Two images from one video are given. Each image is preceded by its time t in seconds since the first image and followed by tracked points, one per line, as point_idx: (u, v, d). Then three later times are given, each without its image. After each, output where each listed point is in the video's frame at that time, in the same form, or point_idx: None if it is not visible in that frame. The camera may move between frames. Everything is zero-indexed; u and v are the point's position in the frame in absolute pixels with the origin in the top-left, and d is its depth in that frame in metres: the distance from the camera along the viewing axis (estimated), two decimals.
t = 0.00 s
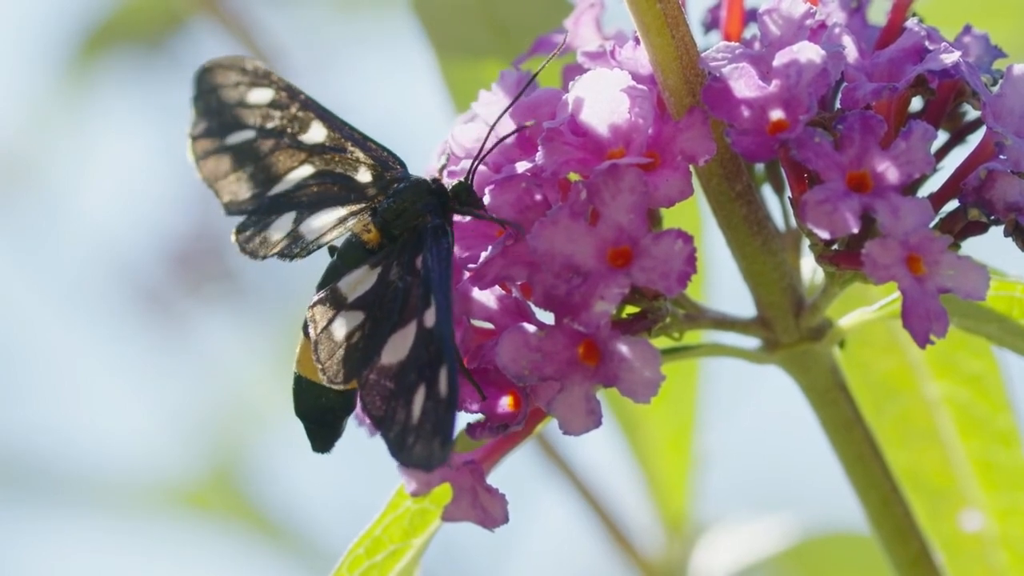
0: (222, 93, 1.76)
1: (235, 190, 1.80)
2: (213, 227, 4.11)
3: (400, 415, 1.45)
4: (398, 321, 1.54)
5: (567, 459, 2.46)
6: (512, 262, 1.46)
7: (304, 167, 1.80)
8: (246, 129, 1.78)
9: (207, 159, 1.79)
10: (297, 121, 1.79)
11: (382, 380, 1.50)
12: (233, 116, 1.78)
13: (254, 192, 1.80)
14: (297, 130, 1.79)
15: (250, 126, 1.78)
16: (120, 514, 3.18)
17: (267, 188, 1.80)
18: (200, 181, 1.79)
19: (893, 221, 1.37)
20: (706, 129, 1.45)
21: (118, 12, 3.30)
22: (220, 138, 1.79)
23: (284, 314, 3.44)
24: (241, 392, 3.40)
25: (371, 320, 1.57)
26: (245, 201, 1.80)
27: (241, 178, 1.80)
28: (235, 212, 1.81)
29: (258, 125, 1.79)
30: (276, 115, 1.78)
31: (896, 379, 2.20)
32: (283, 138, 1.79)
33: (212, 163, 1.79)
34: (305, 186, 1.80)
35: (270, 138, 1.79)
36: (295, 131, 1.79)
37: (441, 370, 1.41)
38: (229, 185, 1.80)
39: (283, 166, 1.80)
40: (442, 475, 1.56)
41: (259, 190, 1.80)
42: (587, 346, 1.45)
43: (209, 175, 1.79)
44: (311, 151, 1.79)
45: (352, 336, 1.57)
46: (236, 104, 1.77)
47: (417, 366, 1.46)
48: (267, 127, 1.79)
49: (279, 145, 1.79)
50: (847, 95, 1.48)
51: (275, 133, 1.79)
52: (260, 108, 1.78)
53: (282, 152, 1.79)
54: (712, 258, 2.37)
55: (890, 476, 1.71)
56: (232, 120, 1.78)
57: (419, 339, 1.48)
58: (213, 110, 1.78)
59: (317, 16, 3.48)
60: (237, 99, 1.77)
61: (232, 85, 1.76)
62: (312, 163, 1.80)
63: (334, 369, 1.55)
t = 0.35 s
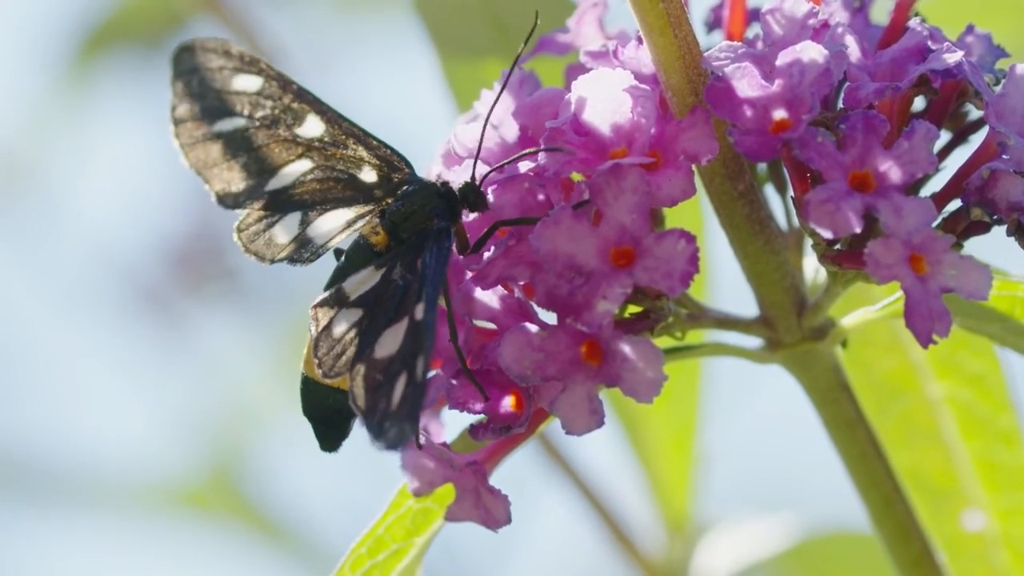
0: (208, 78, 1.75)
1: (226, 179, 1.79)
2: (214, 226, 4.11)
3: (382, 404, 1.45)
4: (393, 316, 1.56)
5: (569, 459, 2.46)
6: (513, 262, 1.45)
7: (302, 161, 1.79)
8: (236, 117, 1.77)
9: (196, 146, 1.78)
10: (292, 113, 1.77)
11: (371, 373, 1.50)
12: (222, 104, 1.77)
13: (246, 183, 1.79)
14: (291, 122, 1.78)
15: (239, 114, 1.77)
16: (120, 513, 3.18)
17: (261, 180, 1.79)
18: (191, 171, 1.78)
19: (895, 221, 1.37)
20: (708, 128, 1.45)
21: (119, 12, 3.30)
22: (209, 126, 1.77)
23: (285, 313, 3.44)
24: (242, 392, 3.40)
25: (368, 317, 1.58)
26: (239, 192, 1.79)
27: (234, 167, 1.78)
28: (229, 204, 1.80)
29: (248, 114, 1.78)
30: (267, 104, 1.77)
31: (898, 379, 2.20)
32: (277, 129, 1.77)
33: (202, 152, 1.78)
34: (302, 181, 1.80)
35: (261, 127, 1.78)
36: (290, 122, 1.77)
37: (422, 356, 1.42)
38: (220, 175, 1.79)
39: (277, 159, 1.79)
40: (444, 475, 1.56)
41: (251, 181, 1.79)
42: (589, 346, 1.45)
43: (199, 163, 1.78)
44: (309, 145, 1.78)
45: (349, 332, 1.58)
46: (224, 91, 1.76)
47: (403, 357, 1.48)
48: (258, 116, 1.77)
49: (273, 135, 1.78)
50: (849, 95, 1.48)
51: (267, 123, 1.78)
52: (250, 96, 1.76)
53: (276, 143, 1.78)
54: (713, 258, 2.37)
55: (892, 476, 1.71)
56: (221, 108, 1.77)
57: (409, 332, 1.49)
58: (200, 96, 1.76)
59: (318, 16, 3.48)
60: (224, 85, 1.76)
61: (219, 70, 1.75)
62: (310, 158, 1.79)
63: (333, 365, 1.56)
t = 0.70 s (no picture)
0: (193, 56, 1.78)
1: (215, 163, 1.80)
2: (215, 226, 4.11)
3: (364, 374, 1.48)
4: (390, 297, 1.52)
5: (570, 458, 2.46)
6: (515, 262, 1.45)
7: (298, 151, 1.80)
8: (224, 99, 1.79)
9: (183, 128, 1.80)
10: (286, 100, 1.78)
11: (363, 350, 1.47)
12: (210, 85, 1.79)
13: (237, 168, 1.81)
14: (285, 108, 1.79)
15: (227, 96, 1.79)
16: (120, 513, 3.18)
17: (253, 166, 1.80)
18: (179, 152, 1.80)
19: (898, 221, 1.37)
20: (710, 129, 1.45)
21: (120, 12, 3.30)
22: (196, 106, 1.79)
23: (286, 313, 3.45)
24: (243, 391, 3.41)
25: (366, 301, 1.55)
26: (230, 176, 1.81)
27: (222, 150, 1.80)
28: (221, 188, 1.82)
29: (237, 96, 1.79)
30: (257, 88, 1.78)
31: (900, 379, 2.20)
32: (270, 115, 1.79)
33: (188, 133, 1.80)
34: (300, 172, 1.81)
35: (252, 111, 1.79)
36: (283, 109, 1.79)
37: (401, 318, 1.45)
38: (209, 158, 1.80)
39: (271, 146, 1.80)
40: (446, 475, 1.56)
41: (243, 166, 1.80)
42: (591, 346, 1.45)
43: (186, 145, 1.80)
44: (306, 134, 1.79)
45: (346, 315, 1.56)
46: (210, 72, 1.78)
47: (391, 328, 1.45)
48: (248, 99, 1.79)
49: (267, 121, 1.79)
50: (851, 95, 1.48)
51: (259, 107, 1.79)
52: (239, 78, 1.78)
53: (270, 130, 1.79)
54: (715, 258, 2.37)
55: (894, 476, 1.71)
56: (208, 88, 1.79)
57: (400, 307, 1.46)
58: (185, 76, 1.78)
59: (319, 16, 3.48)
60: (211, 64, 1.78)
61: (204, 48, 1.78)
62: (307, 147, 1.80)
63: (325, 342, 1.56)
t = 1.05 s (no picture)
0: (174, 53, 1.77)
1: (203, 162, 1.81)
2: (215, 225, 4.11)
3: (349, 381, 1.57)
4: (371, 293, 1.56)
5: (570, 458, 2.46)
6: (516, 263, 1.45)
7: (288, 151, 1.80)
8: (208, 97, 1.79)
9: (168, 127, 1.80)
10: (273, 99, 1.79)
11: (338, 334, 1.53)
12: (194, 83, 1.78)
13: (225, 168, 1.81)
14: (272, 107, 1.79)
15: (212, 94, 1.79)
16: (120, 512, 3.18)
17: (242, 166, 1.81)
18: (165, 151, 1.80)
19: (898, 222, 1.37)
20: (710, 129, 1.45)
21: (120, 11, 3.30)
22: (179, 105, 1.79)
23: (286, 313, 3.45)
24: (243, 391, 3.41)
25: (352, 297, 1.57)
26: (219, 177, 1.81)
27: (210, 151, 1.80)
28: (209, 189, 1.82)
29: (221, 94, 1.79)
30: (242, 86, 1.78)
31: (900, 379, 2.20)
32: (257, 115, 1.79)
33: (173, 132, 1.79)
34: (290, 174, 1.82)
35: (237, 109, 1.79)
36: (272, 108, 1.79)
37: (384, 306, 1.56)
38: (195, 158, 1.81)
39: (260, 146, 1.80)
40: (446, 475, 1.56)
41: (231, 166, 1.81)
42: (591, 347, 1.45)
43: (172, 144, 1.80)
44: (295, 135, 1.80)
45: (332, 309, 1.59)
46: (193, 69, 1.77)
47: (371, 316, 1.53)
48: (233, 98, 1.79)
49: (254, 121, 1.79)
50: (851, 95, 1.47)
51: (245, 106, 1.79)
52: (223, 76, 1.78)
53: (258, 130, 1.79)
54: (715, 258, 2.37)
55: (894, 476, 1.71)
56: (191, 86, 1.78)
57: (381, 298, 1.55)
58: (166, 73, 1.78)
59: (320, 16, 3.48)
60: (194, 61, 1.78)
61: (186, 45, 1.77)
62: (297, 148, 1.80)
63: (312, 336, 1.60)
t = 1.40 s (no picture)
0: (158, 66, 1.79)
1: (194, 175, 1.83)
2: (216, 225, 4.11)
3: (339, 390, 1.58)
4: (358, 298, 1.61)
5: (571, 458, 2.46)
6: (516, 262, 1.45)
7: (276, 159, 1.84)
8: (195, 109, 1.81)
9: (158, 141, 1.82)
10: (259, 107, 1.82)
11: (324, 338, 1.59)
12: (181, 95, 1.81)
13: (217, 179, 1.84)
14: (258, 116, 1.83)
15: (200, 105, 1.81)
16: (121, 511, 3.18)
17: (232, 177, 1.84)
18: (157, 166, 1.82)
19: (898, 221, 1.37)
20: (710, 128, 1.45)
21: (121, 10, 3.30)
22: (167, 118, 1.81)
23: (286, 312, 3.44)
24: (244, 390, 3.41)
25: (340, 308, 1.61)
26: (210, 188, 1.85)
27: (201, 162, 1.83)
28: (201, 201, 1.85)
29: (208, 105, 1.81)
30: (228, 96, 1.81)
31: (900, 379, 2.20)
32: (245, 125, 1.82)
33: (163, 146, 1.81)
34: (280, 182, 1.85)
35: (225, 120, 1.82)
36: (257, 117, 1.83)
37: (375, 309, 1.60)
38: (187, 170, 1.83)
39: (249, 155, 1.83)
40: (446, 474, 1.56)
41: (222, 177, 1.84)
42: (591, 346, 1.45)
43: (163, 158, 1.82)
44: (282, 143, 1.83)
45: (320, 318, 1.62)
46: (179, 82, 1.80)
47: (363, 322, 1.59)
48: (219, 109, 1.82)
49: (242, 131, 1.82)
50: (851, 94, 1.47)
51: (231, 116, 1.82)
52: (208, 86, 1.80)
53: (247, 140, 1.82)
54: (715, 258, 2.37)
55: (894, 476, 1.71)
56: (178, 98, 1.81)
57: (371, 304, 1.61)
58: (152, 86, 1.79)
59: (321, 15, 3.48)
60: (180, 74, 1.80)
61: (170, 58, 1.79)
62: (285, 155, 1.84)
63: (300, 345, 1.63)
